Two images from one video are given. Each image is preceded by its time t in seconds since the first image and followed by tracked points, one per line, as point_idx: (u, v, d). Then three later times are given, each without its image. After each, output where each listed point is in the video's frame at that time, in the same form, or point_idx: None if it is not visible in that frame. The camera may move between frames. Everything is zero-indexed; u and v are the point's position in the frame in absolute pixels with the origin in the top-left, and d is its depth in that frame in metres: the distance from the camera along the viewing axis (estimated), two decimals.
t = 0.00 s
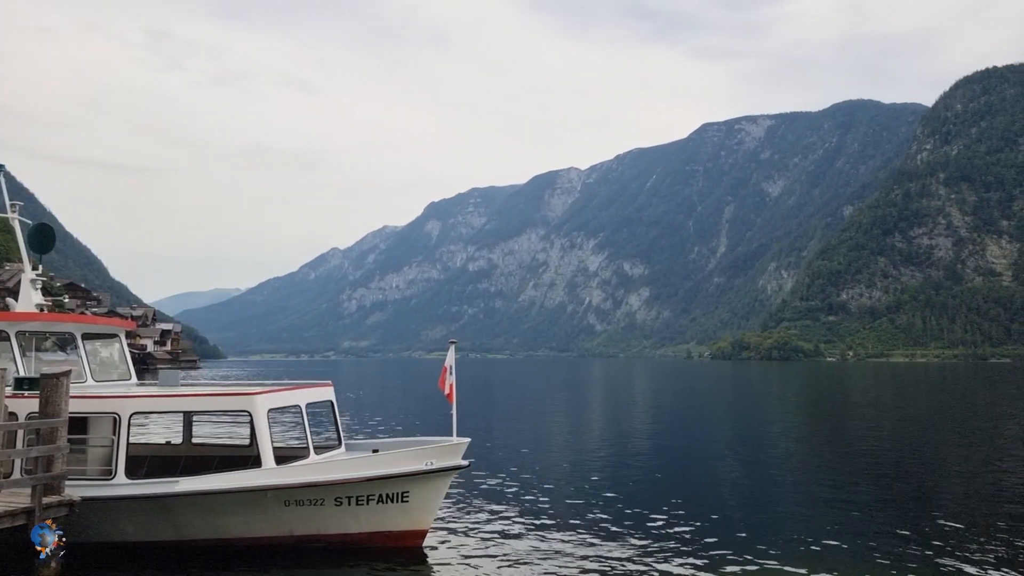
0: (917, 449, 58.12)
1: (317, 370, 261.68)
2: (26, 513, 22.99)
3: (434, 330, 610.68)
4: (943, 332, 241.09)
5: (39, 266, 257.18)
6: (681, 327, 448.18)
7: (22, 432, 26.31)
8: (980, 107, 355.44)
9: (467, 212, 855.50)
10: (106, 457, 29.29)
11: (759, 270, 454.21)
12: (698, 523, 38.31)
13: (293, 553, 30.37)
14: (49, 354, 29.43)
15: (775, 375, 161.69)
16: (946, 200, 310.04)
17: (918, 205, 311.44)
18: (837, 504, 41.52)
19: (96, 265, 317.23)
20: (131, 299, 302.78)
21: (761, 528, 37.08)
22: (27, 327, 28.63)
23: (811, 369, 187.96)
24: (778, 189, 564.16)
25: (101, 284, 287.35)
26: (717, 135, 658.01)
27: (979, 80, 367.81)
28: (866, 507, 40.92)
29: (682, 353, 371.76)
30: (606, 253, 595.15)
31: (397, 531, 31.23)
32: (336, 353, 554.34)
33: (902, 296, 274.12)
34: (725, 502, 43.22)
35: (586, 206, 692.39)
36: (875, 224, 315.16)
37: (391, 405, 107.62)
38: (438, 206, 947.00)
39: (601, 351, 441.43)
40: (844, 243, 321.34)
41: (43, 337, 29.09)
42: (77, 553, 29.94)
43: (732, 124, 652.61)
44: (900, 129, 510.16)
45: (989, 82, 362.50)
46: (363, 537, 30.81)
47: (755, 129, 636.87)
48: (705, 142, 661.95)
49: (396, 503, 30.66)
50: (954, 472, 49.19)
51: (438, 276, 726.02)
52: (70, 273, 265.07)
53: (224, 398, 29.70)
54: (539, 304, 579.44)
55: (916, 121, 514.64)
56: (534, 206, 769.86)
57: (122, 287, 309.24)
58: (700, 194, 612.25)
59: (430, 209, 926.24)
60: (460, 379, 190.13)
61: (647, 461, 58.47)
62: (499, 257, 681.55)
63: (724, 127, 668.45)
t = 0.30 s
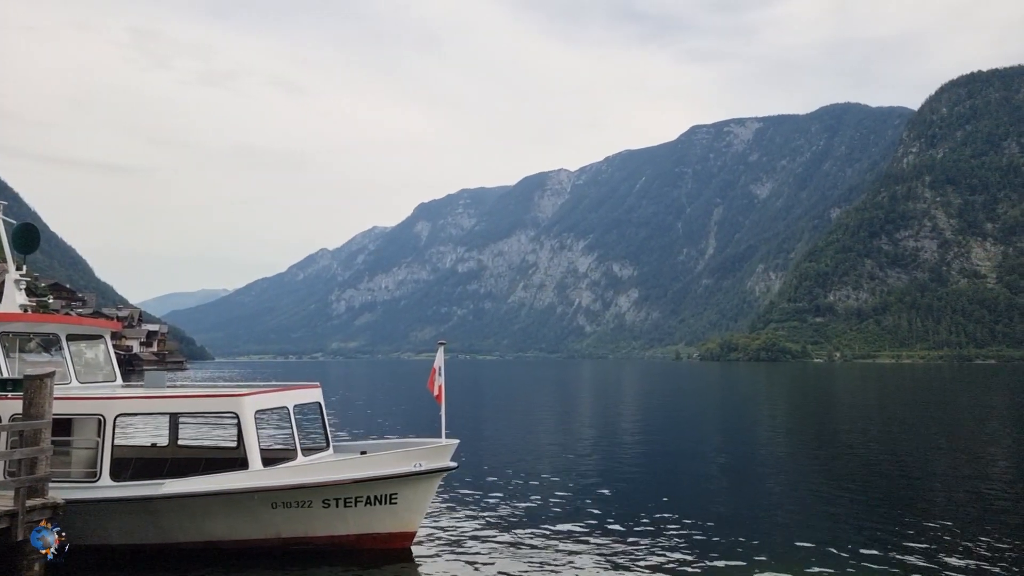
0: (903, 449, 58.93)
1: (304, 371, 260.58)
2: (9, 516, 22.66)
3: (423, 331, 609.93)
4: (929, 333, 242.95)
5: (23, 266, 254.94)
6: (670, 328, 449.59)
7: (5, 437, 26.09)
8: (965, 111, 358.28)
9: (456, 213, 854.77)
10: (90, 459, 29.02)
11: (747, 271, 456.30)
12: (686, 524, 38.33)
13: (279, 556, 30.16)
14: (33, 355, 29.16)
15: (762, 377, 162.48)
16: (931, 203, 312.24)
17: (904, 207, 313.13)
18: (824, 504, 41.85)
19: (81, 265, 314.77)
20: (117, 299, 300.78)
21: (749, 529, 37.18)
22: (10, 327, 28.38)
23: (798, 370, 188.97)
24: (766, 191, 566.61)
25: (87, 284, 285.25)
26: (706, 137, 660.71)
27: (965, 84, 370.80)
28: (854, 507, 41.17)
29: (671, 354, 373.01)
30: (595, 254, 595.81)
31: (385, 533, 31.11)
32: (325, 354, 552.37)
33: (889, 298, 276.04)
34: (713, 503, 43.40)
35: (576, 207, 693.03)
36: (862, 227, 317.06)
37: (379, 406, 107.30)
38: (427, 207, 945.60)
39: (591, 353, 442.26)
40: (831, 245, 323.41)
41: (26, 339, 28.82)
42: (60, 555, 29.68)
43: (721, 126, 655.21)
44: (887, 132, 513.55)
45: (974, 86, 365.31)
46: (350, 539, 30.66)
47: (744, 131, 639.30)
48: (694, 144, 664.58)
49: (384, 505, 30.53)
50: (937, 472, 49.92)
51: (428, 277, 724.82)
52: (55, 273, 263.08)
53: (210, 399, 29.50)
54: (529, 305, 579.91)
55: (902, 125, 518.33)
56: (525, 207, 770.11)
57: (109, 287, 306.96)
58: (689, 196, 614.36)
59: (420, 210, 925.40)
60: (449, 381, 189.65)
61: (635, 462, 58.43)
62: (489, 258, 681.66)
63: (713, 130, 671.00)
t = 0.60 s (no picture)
0: (889, 449, 59.70)
1: (293, 372, 260.38)
2: None
3: (412, 332, 608.69)
4: (913, 334, 244.81)
5: (7, 266, 252.53)
6: (659, 329, 451.18)
7: None
8: (950, 115, 361.15)
9: (445, 214, 853.54)
10: (74, 461, 28.81)
11: (735, 273, 458.17)
12: (675, 526, 38.39)
13: (267, 559, 29.96)
14: (16, 355, 28.87)
15: (751, 379, 163.39)
16: (917, 205, 314.51)
17: (889, 210, 315.36)
18: (812, 505, 42.05)
19: (66, 265, 312.08)
20: (103, 299, 298.59)
21: (735, 530, 37.33)
22: None
23: (787, 371, 190.37)
24: (754, 193, 569.06)
25: (72, 284, 282.80)
26: (694, 139, 663.30)
27: (950, 88, 373.90)
28: (843, 507, 41.43)
29: (659, 354, 373.95)
30: (585, 256, 596.46)
31: (373, 535, 30.95)
32: (313, 355, 550.03)
33: (875, 300, 278.17)
34: (702, 504, 43.52)
35: (565, 209, 694.31)
36: (848, 229, 318.97)
37: (367, 407, 106.93)
38: (417, 208, 943.88)
39: (580, 354, 443.16)
40: (818, 247, 325.32)
41: (11, 339, 28.58)
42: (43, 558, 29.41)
43: (709, 129, 658.19)
44: (873, 135, 517.18)
45: (959, 91, 368.63)
46: (339, 540, 30.57)
47: (732, 134, 641.95)
48: (682, 146, 666.91)
49: (372, 506, 30.47)
50: (922, 472, 50.59)
51: (417, 278, 723.70)
52: (39, 273, 260.75)
53: (196, 401, 29.31)
54: (518, 306, 580.25)
55: (888, 128, 522.05)
56: (514, 209, 770.25)
57: (94, 288, 304.52)
58: (677, 198, 616.21)
59: (409, 210, 924.12)
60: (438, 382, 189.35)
61: (623, 464, 58.44)
62: (478, 259, 681.58)
63: (701, 132, 673.78)
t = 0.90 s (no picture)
0: (875, 449, 60.44)
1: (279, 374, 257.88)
2: None
3: (399, 333, 607.69)
4: (897, 335, 246.88)
5: None
6: (646, 330, 452.16)
7: None
8: (934, 118, 364.24)
9: (434, 215, 853.09)
10: (56, 463, 28.62)
11: (722, 274, 460.12)
12: (660, 526, 38.46)
13: (252, 562, 29.77)
14: None
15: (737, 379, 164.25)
16: (901, 208, 317.03)
17: (874, 212, 317.81)
18: (798, 506, 42.21)
19: (49, 265, 309.04)
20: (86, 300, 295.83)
21: (722, 531, 37.42)
22: None
23: (773, 371, 191.45)
24: (741, 195, 571.16)
25: (55, 285, 279.99)
26: (682, 141, 665.96)
27: (934, 92, 377.19)
28: (831, 508, 41.66)
29: (647, 356, 375.04)
30: (573, 257, 597.10)
31: (359, 536, 30.83)
32: (300, 356, 547.50)
33: (860, 301, 280.24)
34: (690, 503, 43.72)
35: (554, 210, 695.01)
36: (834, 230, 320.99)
37: (354, 408, 106.75)
38: (404, 208, 941.72)
39: (568, 355, 443.86)
40: (804, 249, 327.30)
41: None
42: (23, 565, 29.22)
43: (697, 131, 660.86)
44: (858, 138, 520.98)
45: (943, 95, 372.31)
46: (325, 543, 30.41)
47: (719, 136, 644.68)
48: (670, 148, 669.36)
49: (359, 507, 30.35)
50: (908, 473, 51.19)
51: (405, 279, 722.39)
52: (22, 274, 258.19)
53: (180, 402, 29.10)
54: (506, 308, 580.32)
55: (873, 131, 525.99)
56: (502, 209, 770.44)
57: (78, 288, 301.74)
58: (665, 200, 618.08)
59: (397, 210, 922.44)
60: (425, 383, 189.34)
61: (608, 464, 58.71)
62: (466, 260, 681.32)
63: (689, 134, 676.17)
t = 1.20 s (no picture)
0: (858, 449, 60.91)
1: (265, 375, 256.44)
2: None
3: (388, 334, 606.15)
4: (883, 336, 248.59)
5: None
6: (634, 332, 453.04)
7: None
8: (919, 122, 367.16)
9: (423, 216, 851.73)
10: (39, 465, 28.34)
11: (710, 276, 461.99)
12: (649, 527, 38.48)
13: (238, 564, 29.54)
14: None
15: (723, 380, 164.84)
16: (886, 210, 319.54)
17: (860, 214, 320.02)
18: (785, 506, 42.37)
19: (33, 266, 306.35)
20: (71, 301, 293.52)
21: (710, 530, 37.49)
22: None
23: (758, 373, 192.40)
24: (728, 197, 573.28)
25: (39, 285, 277.62)
26: (670, 144, 668.55)
27: (920, 96, 380.20)
28: (817, 508, 41.86)
29: (635, 357, 376.51)
30: (562, 258, 597.63)
31: (347, 537, 30.64)
32: (287, 357, 545.30)
33: (846, 303, 282.05)
34: (676, 504, 43.82)
35: (542, 211, 695.51)
36: (820, 232, 322.96)
37: (341, 410, 106.44)
38: (393, 209, 940.05)
39: (556, 356, 444.63)
40: (791, 251, 329.22)
41: None
42: (8, 566, 28.95)
43: (685, 133, 663.81)
44: (844, 141, 524.03)
45: (927, 97, 374.97)
46: (311, 545, 30.24)
47: (707, 138, 647.53)
48: (659, 150, 671.64)
49: (345, 509, 30.22)
50: (891, 472, 51.69)
51: (393, 280, 721.01)
52: (5, 275, 255.84)
53: (165, 403, 28.90)
54: (495, 308, 580.15)
55: (859, 134, 529.19)
56: (491, 211, 770.37)
57: (62, 288, 299.28)
58: (654, 202, 619.63)
59: (385, 211, 920.94)
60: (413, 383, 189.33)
61: (595, 466, 58.72)
62: (455, 261, 681.02)
63: (677, 136, 678.76)
